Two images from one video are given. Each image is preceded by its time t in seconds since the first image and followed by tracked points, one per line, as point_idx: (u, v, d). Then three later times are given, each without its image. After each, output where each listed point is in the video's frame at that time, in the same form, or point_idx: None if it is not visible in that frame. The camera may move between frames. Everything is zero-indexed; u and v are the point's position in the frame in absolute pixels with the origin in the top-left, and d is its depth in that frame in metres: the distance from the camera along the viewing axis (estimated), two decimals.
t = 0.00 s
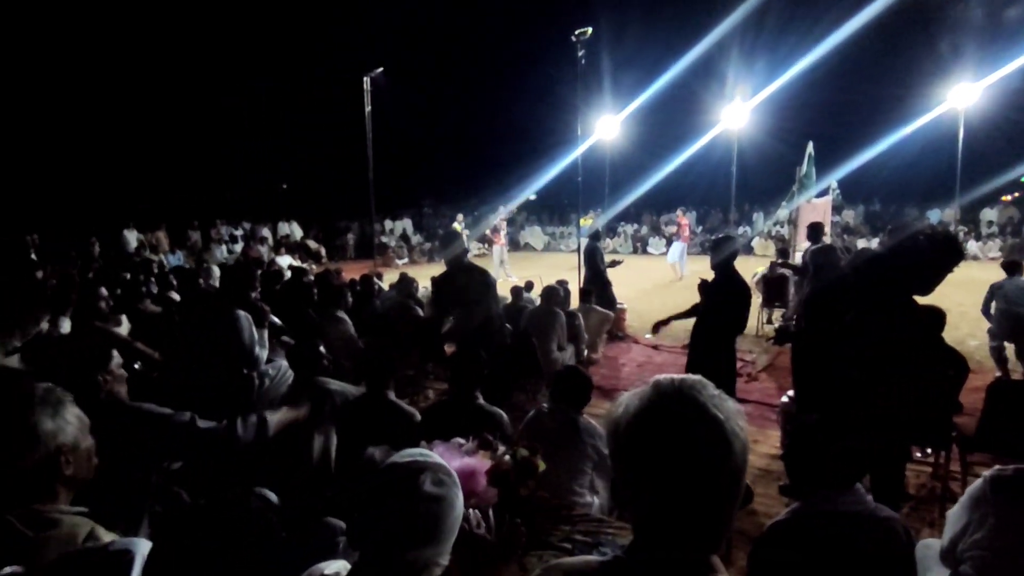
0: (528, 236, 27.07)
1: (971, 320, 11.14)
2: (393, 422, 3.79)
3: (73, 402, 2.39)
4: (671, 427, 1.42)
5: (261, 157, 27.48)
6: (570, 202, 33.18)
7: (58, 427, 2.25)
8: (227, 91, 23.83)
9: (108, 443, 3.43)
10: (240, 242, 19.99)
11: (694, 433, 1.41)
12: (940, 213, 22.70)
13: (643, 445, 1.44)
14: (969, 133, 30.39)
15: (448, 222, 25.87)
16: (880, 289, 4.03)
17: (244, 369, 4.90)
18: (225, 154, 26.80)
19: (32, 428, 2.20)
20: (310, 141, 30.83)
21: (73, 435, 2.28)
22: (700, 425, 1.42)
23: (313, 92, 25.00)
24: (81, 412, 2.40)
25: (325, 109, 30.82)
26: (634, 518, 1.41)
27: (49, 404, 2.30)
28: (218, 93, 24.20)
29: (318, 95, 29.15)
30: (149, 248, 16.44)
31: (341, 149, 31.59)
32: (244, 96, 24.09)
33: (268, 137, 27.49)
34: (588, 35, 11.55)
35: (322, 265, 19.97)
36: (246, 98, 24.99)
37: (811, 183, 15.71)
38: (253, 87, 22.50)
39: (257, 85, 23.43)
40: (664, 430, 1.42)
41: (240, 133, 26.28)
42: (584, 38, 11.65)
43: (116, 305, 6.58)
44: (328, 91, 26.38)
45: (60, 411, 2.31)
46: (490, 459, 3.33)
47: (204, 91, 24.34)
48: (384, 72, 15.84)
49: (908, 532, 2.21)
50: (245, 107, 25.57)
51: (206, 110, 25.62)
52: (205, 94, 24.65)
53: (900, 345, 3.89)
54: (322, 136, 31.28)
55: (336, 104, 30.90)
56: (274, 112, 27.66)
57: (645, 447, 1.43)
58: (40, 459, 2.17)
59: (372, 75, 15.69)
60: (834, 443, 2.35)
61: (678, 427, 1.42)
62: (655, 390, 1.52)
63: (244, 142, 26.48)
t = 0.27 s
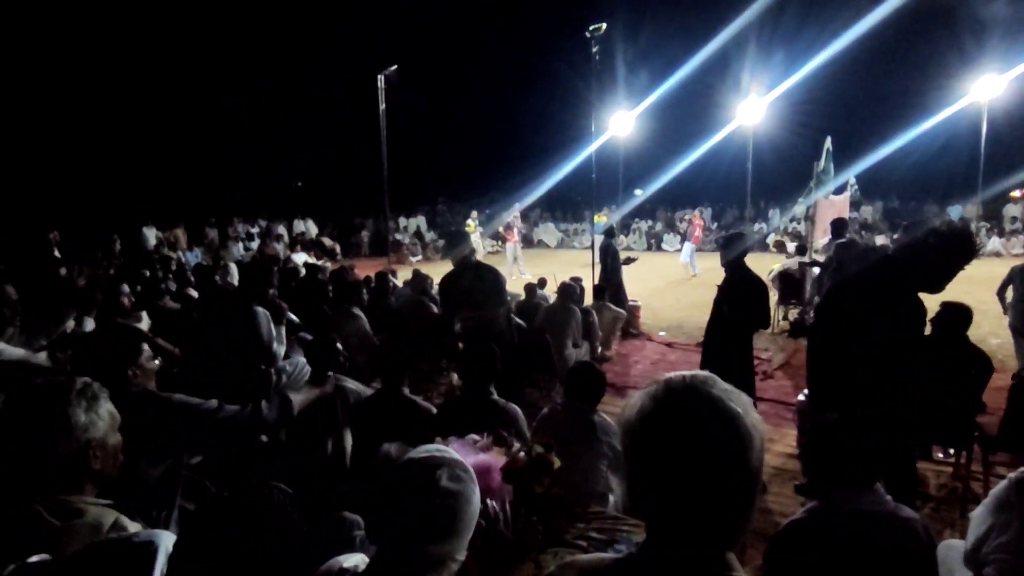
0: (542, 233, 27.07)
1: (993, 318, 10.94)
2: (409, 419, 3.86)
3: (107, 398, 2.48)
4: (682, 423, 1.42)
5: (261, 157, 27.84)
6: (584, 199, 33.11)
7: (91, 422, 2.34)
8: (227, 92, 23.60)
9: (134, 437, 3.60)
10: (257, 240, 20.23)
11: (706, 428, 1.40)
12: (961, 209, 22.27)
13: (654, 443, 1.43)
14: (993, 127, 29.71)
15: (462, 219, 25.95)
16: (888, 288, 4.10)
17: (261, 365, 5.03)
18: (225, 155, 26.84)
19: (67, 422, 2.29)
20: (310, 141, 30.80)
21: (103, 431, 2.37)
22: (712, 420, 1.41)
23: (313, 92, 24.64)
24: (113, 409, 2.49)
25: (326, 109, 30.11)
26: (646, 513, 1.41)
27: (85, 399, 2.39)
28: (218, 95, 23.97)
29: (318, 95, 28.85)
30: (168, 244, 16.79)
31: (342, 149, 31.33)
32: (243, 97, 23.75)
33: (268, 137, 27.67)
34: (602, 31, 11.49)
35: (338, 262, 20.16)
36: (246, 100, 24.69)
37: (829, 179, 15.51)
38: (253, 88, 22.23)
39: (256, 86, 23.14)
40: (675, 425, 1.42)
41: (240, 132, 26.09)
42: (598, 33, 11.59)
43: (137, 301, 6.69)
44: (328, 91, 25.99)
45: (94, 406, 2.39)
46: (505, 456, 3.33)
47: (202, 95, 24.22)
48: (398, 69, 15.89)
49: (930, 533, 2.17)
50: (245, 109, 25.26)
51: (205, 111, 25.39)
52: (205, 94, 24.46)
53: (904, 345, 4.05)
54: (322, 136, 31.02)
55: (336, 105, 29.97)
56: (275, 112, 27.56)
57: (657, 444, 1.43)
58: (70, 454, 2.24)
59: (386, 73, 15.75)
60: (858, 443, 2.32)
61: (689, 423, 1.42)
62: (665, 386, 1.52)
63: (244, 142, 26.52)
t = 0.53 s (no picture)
0: (553, 231, 27.03)
1: (1011, 317, 10.80)
2: (420, 416, 3.87)
3: (126, 394, 2.51)
4: (688, 420, 1.42)
5: (261, 157, 27.64)
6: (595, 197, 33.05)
7: (108, 418, 2.37)
8: (227, 91, 23.55)
9: (153, 434, 3.53)
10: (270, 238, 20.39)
11: (712, 424, 1.40)
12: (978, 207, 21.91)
13: (659, 442, 1.43)
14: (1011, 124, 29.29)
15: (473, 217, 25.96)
16: (888, 289, 4.34)
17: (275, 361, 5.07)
18: (225, 154, 26.53)
19: (85, 418, 2.33)
20: (310, 141, 30.75)
21: (121, 427, 2.40)
22: (718, 416, 1.41)
23: (312, 92, 24.46)
24: (132, 405, 2.51)
25: (326, 109, 30.50)
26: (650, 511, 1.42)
27: (104, 394, 2.42)
28: (219, 94, 23.91)
29: (317, 95, 28.64)
30: (183, 243, 16.99)
31: (341, 149, 31.30)
32: (241, 96, 23.48)
33: (267, 138, 27.64)
34: (614, 29, 11.44)
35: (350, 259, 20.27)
36: (246, 99, 24.63)
37: (844, 177, 15.39)
38: (253, 88, 22.12)
39: (256, 86, 23.04)
40: (680, 423, 1.42)
41: (240, 132, 26.09)
42: (610, 31, 11.55)
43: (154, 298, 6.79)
44: (328, 90, 25.79)
45: (114, 402, 2.42)
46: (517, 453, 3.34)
47: (202, 94, 24.10)
48: (410, 67, 15.93)
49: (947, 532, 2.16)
50: (245, 108, 25.25)
51: (207, 111, 25.24)
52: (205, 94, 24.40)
53: (904, 344, 4.25)
54: (323, 136, 30.97)
55: (336, 104, 30.46)
56: (273, 111, 27.51)
57: (664, 442, 1.42)
58: (85, 452, 2.27)
59: (399, 71, 15.78)
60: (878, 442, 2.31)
61: (694, 421, 1.41)
62: (671, 384, 1.52)
63: (244, 142, 26.49)
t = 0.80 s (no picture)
0: (563, 230, 27.00)
1: None
2: (425, 415, 3.88)
3: (147, 391, 2.54)
4: (698, 418, 1.42)
5: (261, 157, 25.85)
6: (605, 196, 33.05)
7: (127, 413, 2.40)
8: (226, 92, 23.26)
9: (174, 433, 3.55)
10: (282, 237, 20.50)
11: (723, 422, 1.40)
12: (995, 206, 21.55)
13: (669, 439, 1.44)
14: None
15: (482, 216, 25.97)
16: (891, 288, 4.34)
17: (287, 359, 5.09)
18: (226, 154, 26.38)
19: (106, 413, 2.36)
20: (310, 142, 29.14)
21: (141, 424, 2.42)
22: (729, 413, 1.41)
23: (313, 93, 24.28)
24: (153, 402, 2.54)
25: (325, 109, 28.14)
26: (661, 509, 1.42)
27: (124, 391, 2.45)
28: (218, 95, 23.69)
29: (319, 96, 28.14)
30: (196, 241, 17.17)
31: (341, 150, 29.83)
32: (242, 97, 23.25)
33: (267, 136, 25.09)
34: (625, 26, 11.37)
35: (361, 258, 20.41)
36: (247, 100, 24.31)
37: (858, 175, 15.25)
38: (253, 89, 21.91)
39: (256, 88, 22.85)
40: (691, 420, 1.42)
41: (240, 133, 24.60)
42: (621, 28, 11.48)
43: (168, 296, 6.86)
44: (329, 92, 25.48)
45: (133, 398, 2.45)
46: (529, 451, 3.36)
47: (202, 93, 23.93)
48: (421, 66, 15.95)
49: (962, 532, 2.15)
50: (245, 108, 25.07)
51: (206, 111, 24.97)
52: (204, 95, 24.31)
53: (907, 344, 4.29)
54: (322, 136, 29.34)
55: (336, 105, 27.92)
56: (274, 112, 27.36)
57: (675, 441, 1.43)
58: (107, 448, 2.30)
59: (410, 70, 15.79)
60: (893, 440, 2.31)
61: (705, 416, 1.41)
62: (684, 381, 1.52)
63: (244, 142, 25.03)
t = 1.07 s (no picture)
0: (572, 229, 26.94)
1: None
2: (429, 413, 3.88)
3: (184, 395, 2.59)
4: (711, 416, 1.42)
5: (261, 157, 26.92)
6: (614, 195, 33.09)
7: (164, 411, 2.44)
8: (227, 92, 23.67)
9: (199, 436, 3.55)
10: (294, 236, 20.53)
11: (735, 420, 1.40)
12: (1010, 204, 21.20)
13: (682, 437, 1.44)
14: None
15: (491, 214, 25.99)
16: (899, 287, 4.27)
17: (299, 359, 5.08)
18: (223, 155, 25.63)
19: (143, 411, 2.39)
20: (310, 141, 29.69)
21: (170, 426, 2.44)
22: (744, 410, 1.41)
23: (312, 93, 24.26)
24: (188, 407, 2.58)
25: (325, 109, 28.66)
26: (674, 507, 1.43)
27: (163, 392, 2.50)
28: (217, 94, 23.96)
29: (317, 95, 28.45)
30: (208, 240, 17.24)
31: (341, 150, 30.56)
32: (243, 97, 23.18)
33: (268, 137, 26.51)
34: (635, 24, 11.35)
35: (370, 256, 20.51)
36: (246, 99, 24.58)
37: (870, 172, 15.13)
38: (253, 88, 21.92)
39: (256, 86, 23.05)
40: (703, 418, 1.43)
41: (240, 133, 25.22)
42: (631, 27, 11.46)
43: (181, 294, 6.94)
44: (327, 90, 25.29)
45: (171, 401, 2.49)
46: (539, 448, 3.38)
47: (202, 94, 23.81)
48: (430, 65, 16.00)
49: (976, 534, 2.13)
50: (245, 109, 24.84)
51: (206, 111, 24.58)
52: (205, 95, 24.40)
53: (913, 344, 4.26)
54: (322, 136, 29.98)
55: (335, 103, 28.28)
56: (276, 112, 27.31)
57: (687, 439, 1.43)
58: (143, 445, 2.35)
59: (419, 69, 15.85)
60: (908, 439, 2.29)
61: (719, 414, 1.42)
62: (702, 378, 1.52)
63: (244, 142, 25.69)
